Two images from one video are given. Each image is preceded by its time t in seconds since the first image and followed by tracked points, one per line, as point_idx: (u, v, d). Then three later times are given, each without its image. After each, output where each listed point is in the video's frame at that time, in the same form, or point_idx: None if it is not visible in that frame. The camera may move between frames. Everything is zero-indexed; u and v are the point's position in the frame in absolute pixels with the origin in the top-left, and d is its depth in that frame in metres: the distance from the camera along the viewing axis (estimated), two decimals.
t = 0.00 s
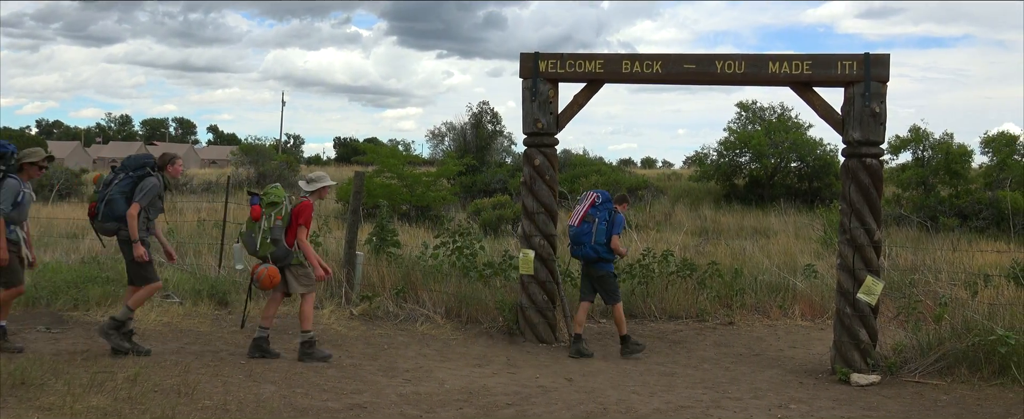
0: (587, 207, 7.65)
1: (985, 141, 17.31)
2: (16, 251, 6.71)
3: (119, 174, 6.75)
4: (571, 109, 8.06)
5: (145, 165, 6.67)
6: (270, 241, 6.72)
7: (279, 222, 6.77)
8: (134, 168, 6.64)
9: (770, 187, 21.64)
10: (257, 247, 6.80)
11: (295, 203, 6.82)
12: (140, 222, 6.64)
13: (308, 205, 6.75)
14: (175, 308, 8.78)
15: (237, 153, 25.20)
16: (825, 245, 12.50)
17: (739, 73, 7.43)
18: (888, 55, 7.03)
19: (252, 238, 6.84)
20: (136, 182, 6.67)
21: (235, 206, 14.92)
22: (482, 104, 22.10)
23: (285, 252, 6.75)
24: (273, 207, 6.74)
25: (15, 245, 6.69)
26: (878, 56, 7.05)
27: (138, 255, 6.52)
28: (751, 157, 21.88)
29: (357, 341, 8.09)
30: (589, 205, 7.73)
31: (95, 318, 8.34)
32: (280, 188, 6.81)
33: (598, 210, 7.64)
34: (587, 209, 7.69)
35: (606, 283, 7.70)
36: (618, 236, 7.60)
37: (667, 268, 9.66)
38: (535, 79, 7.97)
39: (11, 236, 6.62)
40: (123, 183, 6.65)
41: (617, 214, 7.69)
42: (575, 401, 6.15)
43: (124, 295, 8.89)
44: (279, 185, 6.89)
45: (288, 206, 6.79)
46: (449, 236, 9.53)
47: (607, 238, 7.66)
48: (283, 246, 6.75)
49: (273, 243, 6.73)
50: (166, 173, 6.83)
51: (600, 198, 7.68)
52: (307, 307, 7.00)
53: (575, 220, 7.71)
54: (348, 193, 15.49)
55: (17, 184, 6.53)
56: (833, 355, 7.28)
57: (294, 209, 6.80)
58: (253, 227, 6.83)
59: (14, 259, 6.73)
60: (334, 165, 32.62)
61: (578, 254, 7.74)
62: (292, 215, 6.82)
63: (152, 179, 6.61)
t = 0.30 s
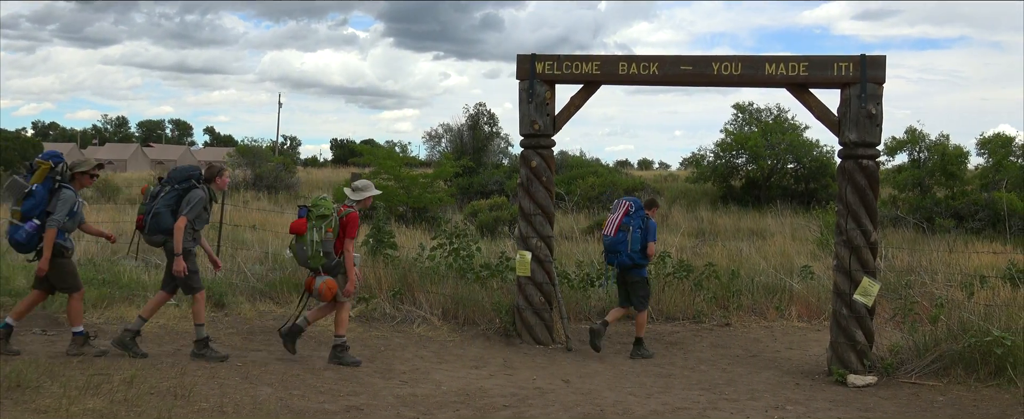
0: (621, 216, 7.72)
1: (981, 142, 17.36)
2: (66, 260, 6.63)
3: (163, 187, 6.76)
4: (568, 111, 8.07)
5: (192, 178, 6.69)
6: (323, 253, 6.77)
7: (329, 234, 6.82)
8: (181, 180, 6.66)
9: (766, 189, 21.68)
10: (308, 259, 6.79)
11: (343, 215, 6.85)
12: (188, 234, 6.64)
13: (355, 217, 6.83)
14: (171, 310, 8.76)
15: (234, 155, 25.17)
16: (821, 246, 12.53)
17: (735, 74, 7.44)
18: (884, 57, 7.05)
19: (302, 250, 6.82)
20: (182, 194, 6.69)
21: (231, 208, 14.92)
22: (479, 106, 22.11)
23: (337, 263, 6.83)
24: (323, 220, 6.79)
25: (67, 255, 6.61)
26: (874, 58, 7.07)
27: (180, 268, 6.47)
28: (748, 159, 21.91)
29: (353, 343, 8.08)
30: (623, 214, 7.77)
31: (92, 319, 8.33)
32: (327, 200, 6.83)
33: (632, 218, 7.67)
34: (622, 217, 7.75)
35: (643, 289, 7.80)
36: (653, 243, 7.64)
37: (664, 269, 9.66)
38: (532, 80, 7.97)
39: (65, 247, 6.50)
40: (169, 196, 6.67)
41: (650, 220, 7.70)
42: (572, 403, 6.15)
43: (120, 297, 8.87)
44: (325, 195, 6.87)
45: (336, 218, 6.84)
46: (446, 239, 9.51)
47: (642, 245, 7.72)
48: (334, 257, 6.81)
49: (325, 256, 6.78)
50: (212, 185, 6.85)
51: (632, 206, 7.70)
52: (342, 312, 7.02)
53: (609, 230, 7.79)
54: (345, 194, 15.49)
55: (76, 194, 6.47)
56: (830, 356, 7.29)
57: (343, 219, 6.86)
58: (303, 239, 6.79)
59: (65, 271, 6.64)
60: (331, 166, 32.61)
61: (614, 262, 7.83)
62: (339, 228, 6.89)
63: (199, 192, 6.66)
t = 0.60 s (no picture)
0: (649, 214, 7.80)
1: (977, 144, 17.40)
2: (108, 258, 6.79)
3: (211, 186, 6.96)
4: (564, 112, 8.07)
5: (236, 177, 6.85)
6: (359, 253, 6.98)
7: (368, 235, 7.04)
8: (226, 180, 6.83)
9: (763, 190, 21.69)
10: (343, 257, 6.98)
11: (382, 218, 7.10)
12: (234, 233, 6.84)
13: (395, 222, 7.08)
14: (167, 312, 8.75)
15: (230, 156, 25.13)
16: (818, 247, 12.54)
17: (732, 75, 7.44)
18: (880, 59, 7.06)
19: (339, 247, 6.99)
20: (228, 194, 6.87)
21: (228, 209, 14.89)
22: (476, 107, 22.10)
23: (370, 265, 7.04)
24: (365, 220, 7.02)
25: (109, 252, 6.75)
26: (870, 60, 7.08)
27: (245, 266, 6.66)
28: (744, 160, 21.94)
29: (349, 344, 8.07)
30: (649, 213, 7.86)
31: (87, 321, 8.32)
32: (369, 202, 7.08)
33: (660, 217, 7.78)
34: (648, 216, 7.83)
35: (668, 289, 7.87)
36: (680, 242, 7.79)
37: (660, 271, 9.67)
38: (529, 82, 7.97)
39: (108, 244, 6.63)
40: (216, 195, 6.86)
41: (677, 220, 7.85)
42: (568, 405, 6.15)
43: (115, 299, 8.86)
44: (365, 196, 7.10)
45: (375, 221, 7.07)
46: (443, 241, 9.51)
47: (668, 244, 7.83)
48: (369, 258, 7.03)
49: (361, 256, 6.99)
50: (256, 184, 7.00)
51: (660, 205, 7.83)
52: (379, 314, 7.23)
53: (636, 227, 7.83)
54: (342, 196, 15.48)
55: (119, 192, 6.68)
56: (826, 358, 7.29)
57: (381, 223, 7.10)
58: (342, 236, 6.98)
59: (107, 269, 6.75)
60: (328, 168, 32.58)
61: (639, 260, 7.87)
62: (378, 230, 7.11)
63: (244, 192, 6.79)
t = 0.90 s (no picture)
0: (672, 218, 8.07)
1: (973, 146, 17.44)
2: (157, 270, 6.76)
3: (258, 202, 7.01)
4: (561, 114, 8.07)
5: (284, 191, 6.93)
6: (403, 256, 7.01)
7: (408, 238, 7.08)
8: (275, 194, 6.90)
9: (760, 192, 21.70)
10: (388, 262, 7.01)
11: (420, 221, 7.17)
12: (286, 246, 6.88)
13: (433, 221, 7.15)
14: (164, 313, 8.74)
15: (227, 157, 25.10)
16: (814, 249, 12.56)
17: (729, 77, 7.45)
18: (876, 61, 7.09)
19: (382, 254, 7.02)
20: (276, 207, 6.93)
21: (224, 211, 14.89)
22: (473, 109, 22.10)
23: (416, 267, 7.07)
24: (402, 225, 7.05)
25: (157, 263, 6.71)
26: (866, 62, 7.10)
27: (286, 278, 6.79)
28: (741, 162, 21.97)
29: (346, 346, 8.06)
30: (674, 217, 8.14)
31: (84, 322, 8.30)
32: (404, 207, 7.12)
33: (683, 219, 8.03)
34: (673, 219, 8.11)
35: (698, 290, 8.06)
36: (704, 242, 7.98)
37: (657, 273, 9.68)
38: (526, 84, 7.97)
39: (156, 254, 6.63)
40: (265, 210, 6.91)
41: (701, 222, 8.05)
42: (565, 406, 6.15)
43: (111, 300, 8.84)
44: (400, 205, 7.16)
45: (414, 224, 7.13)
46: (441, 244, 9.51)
47: (693, 245, 8.04)
48: (413, 259, 7.05)
49: (405, 258, 7.03)
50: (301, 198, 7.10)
51: (684, 208, 8.09)
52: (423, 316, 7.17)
53: (662, 231, 8.14)
54: (338, 197, 15.47)
55: (166, 203, 6.67)
56: (822, 359, 7.30)
57: (421, 225, 7.18)
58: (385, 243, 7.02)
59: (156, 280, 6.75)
60: (324, 169, 32.57)
61: (667, 262, 8.12)
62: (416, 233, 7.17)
63: (294, 204, 6.87)
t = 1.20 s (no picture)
0: (703, 222, 8.08)
1: (971, 148, 17.47)
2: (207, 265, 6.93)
3: (304, 200, 7.09)
4: (560, 115, 8.07)
5: (330, 190, 7.03)
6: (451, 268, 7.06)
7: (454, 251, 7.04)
8: (320, 192, 6.99)
9: (758, 194, 21.71)
10: (437, 273, 7.04)
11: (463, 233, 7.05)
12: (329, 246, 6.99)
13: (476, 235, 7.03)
14: (162, 314, 8.73)
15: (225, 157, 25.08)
16: (813, 251, 12.56)
17: (727, 79, 7.45)
18: (875, 63, 7.11)
19: (430, 264, 7.04)
20: (322, 205, 7.01)
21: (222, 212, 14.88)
22: (472, 110, 22.10)
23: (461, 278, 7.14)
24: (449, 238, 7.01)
25: (207, 258, 6.89)
26: (865, 64, 7.13)
27: (320, 275, 6.83)
28: (740, 164, 21.99)
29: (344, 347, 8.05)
30: (704, 222, 8.15)
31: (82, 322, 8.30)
32: (451, 218, 7.08)
33: (715, 224, 8.02)
34: (703, 224, 8.12)
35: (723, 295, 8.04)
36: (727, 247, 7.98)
37: (655, 275, 9.69)
38: (525, 85, 7.96)
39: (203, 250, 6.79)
40: (311, 207, 6.99)
41: (731, 228, 8.07)
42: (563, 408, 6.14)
43: (110, 301, 8.83)
44: (448, 213, 7.12)
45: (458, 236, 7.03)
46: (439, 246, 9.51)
47: (721, 250, 8.04)
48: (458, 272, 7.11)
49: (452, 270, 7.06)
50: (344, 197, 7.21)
51: (713, 214, 8.12)
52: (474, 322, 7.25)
53: (691, 234, 8.11)
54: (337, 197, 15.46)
55: (213, 200, 6.84)
56: (821, 361, 7.30)
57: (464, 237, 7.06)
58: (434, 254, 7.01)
59: (204, 275, 6.89)
60: (323, 170, 32.55)
61: (695, 265, 8.12)
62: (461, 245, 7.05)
63: (338, 202, 6.96)
